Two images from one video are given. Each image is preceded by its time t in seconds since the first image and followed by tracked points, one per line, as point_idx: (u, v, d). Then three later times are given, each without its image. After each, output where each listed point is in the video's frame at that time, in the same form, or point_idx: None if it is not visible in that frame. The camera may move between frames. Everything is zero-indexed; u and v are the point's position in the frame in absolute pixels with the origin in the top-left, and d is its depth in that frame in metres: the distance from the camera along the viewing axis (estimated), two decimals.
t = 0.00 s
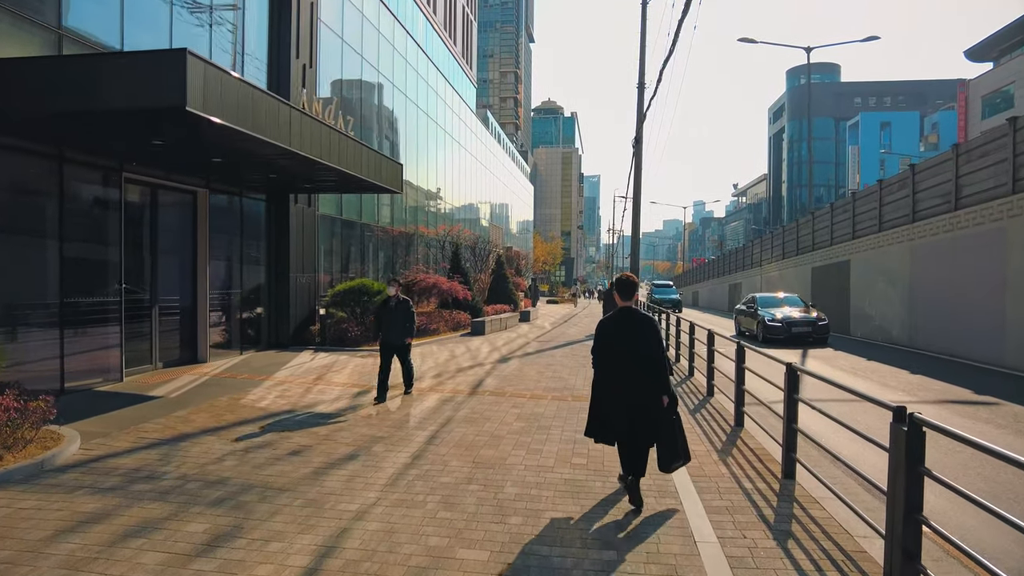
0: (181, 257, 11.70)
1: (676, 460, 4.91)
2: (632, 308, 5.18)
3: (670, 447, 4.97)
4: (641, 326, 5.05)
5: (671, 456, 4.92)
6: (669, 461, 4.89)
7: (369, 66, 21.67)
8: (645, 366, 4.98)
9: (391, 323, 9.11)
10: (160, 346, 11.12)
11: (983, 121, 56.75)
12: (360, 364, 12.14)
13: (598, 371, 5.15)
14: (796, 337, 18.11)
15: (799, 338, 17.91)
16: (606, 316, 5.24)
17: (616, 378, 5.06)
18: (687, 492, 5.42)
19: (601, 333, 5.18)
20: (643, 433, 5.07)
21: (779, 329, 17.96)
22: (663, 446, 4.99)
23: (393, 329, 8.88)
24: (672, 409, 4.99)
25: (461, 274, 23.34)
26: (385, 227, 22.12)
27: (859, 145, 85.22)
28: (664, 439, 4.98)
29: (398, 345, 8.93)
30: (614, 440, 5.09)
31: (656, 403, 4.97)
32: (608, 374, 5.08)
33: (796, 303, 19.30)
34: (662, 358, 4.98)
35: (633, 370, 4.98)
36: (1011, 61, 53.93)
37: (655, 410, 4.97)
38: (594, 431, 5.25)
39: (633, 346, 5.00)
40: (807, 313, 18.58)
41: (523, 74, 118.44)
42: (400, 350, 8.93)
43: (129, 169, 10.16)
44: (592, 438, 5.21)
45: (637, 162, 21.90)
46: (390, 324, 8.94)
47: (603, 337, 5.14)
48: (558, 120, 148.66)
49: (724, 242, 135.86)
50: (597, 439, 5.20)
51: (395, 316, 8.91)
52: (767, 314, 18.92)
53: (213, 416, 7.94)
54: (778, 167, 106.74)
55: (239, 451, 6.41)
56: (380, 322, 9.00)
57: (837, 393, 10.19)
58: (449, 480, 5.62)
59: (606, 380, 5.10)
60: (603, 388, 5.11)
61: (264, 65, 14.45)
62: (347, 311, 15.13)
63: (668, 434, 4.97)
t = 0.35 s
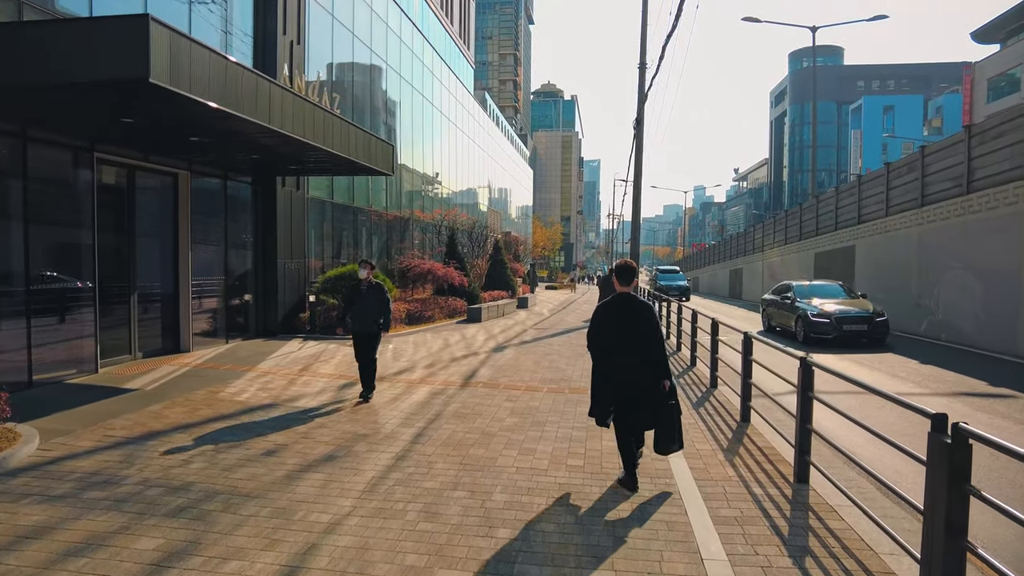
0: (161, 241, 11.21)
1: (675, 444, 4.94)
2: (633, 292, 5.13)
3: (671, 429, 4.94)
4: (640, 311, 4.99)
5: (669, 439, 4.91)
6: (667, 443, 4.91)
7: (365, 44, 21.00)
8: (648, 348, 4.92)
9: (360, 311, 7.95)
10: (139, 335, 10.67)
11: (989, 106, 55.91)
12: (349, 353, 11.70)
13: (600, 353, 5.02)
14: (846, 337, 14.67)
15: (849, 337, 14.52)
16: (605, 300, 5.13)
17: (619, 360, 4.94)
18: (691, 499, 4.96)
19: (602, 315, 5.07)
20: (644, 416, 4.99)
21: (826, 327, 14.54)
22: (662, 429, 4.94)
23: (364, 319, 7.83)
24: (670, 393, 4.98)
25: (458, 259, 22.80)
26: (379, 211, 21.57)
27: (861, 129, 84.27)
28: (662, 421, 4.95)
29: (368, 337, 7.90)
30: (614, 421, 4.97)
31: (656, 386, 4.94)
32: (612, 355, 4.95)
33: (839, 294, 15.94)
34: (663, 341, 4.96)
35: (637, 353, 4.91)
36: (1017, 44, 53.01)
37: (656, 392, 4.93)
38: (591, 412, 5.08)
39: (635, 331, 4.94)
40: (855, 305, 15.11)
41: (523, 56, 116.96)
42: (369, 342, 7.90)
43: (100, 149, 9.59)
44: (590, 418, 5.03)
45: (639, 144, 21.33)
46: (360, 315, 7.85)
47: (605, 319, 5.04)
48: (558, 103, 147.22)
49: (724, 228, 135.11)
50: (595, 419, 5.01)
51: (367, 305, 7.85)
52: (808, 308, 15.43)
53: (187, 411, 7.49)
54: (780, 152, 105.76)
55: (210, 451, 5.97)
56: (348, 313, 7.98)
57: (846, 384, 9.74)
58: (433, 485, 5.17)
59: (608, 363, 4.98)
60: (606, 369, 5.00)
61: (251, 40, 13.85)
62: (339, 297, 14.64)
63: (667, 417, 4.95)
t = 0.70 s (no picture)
0: (136, 227, 10.71)
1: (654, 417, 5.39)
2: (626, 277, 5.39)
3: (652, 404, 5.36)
4: (633, 294, 5.27)
5: (649, 413, 5.33)
6: (649, 418, 5.31)
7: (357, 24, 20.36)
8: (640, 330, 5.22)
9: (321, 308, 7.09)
10: (114, 324, 10.20)
11: (990, 92, 55.27)
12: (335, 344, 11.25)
13: (594, 334, 5.27)
14: (929, 349, 10.60)
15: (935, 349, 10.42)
16: (599, 282, 5.38)
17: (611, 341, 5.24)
18: (690, 507, 4.52)
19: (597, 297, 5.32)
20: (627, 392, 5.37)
21: (904, 336, 10.46)
22: (643, 404, 5.35)
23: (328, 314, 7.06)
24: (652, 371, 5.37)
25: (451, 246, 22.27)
26: (370, 198, 21.03)
27: (861, 116, 83.53)
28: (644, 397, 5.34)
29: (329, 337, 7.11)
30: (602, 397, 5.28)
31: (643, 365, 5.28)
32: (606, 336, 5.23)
33: (903, 289, 11.99)
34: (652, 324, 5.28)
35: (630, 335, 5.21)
36: (1020, 29, 52.29)
37: (643, 371, 5.27)
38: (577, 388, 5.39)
39: (628, 313, 5.24)
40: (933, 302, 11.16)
41: (520, 41, 115.59)
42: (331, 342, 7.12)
43: (65, 130, 9.01)
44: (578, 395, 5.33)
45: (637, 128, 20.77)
46: (321, 310, 7.03)
47: (600, 301, 5.30)
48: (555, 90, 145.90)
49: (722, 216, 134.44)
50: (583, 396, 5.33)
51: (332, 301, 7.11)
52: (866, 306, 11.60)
53: (155, 406, 7.02)
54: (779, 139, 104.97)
55: (171, 451, 5.52)
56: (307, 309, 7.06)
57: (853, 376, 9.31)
58: (409, 490, 4.74)
59: (600, 344, 5.26)
60: (598, 349, 5.26)
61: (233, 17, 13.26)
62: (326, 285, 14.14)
63: (649, 393, 5.34)
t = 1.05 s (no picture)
0: (111, 220, 10.23)
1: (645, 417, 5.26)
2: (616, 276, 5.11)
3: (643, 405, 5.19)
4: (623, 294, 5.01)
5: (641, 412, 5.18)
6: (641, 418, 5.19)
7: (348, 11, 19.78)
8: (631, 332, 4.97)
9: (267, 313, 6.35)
10: (86, 322, 9.73)
11: (991, 82, 54.78)
12: (319, 341, 10.80)
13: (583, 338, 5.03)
14: None
15: None
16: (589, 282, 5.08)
17: (602, 344, 4.98)
18: (692, 531, 4.07)
19: (586, 298, 5.04)
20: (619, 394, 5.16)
21: None
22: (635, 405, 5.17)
23: (281, 317, 6.41)
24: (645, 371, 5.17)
25: (445, 240, 21.76)
26: (362, 189, 20.52)
27: (862, 107, 82.91)
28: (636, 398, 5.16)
29: (282, 343, 6.42)
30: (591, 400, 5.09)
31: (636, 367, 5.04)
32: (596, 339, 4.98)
33: None
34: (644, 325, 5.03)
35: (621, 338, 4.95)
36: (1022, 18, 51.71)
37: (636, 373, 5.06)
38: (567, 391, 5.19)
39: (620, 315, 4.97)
40: None
41: (518, 31, 114.53)
42: (285, 348, 6.46)
43: (28, 116, 8.54)
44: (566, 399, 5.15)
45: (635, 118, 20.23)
46: (272, 310, 6.33)
47: (589, 303, 5.02)
48: (554, 81, 144.90)
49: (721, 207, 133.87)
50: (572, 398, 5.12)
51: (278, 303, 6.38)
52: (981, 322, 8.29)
53: (119, 412, 6.56)
54: (778, 130, 104.30)
55: (125, 465, 5.07)
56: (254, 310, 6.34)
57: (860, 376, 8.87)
58: (381, 512, 4.29)
59: (591, 347, 5.02)
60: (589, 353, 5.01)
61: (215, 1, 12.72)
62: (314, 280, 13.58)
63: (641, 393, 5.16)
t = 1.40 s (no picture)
0: (84, 212, 9.70)
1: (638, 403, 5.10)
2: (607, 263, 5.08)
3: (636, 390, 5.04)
4: (614, 278, 4.96)
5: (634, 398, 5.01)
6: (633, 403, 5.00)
7: None
8: (617, 314, 4.90)
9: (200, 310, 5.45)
10: (57, 320, 9.23)
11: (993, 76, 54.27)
12: (305, 339, 10.33)
13: (569, 321, 4.98)
14: None
15: None
16: (579, 268, 5.08)
17: (589, 327, 4.93)
18: (702, 561, 3.58)
19: (575, 283, 5.02)
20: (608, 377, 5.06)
21: None
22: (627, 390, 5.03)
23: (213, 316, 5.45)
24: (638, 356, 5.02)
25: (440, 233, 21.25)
26: (354, 182, 19.99)
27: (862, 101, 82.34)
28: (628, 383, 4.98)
29: (219, 349, 5.49)
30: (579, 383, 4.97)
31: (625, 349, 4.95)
32: (583, 322, 4.93)
33: None
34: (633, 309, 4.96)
35: (608, 321, 4.90)
36: None
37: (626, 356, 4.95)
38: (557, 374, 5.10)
39: (607, 297, 4.91)
40: None
41: (516, 24, 113.52)
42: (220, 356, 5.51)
43: None
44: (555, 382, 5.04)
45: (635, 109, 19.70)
46: (202, 311, 5.40)
47: (578, 287, 4.98)
48: (552, 74, 143.90)
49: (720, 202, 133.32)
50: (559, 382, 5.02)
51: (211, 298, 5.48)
52: None
53: (78, 419, 6.06)
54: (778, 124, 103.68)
55: (72, 481, 4.58)
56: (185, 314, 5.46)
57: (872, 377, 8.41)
58: (351, 538, 3.82)
59: (578, 330, 4.95)
60: (576, 336, 4.95)
61: None
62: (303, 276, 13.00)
63: (634, 378, 5.01)
